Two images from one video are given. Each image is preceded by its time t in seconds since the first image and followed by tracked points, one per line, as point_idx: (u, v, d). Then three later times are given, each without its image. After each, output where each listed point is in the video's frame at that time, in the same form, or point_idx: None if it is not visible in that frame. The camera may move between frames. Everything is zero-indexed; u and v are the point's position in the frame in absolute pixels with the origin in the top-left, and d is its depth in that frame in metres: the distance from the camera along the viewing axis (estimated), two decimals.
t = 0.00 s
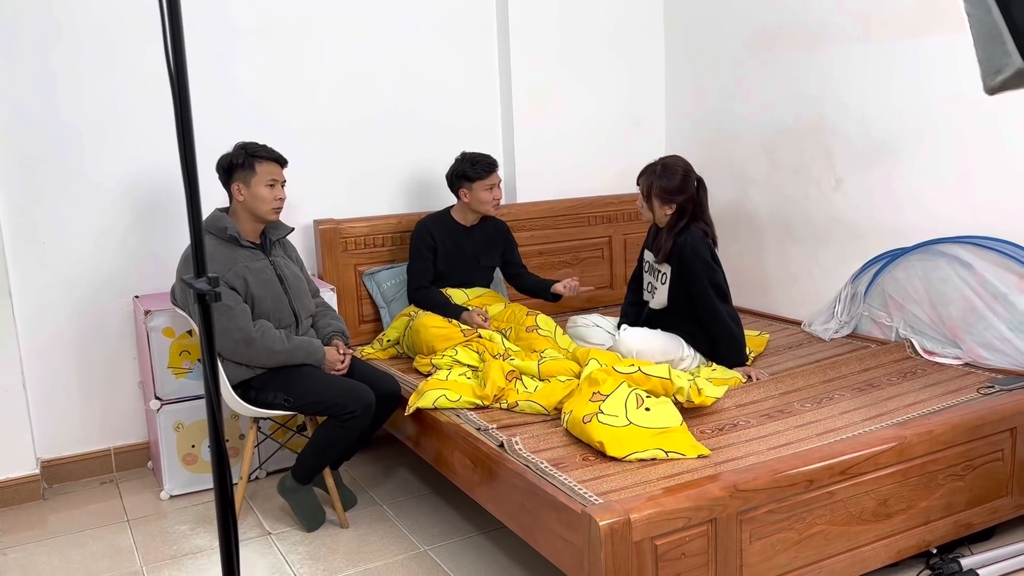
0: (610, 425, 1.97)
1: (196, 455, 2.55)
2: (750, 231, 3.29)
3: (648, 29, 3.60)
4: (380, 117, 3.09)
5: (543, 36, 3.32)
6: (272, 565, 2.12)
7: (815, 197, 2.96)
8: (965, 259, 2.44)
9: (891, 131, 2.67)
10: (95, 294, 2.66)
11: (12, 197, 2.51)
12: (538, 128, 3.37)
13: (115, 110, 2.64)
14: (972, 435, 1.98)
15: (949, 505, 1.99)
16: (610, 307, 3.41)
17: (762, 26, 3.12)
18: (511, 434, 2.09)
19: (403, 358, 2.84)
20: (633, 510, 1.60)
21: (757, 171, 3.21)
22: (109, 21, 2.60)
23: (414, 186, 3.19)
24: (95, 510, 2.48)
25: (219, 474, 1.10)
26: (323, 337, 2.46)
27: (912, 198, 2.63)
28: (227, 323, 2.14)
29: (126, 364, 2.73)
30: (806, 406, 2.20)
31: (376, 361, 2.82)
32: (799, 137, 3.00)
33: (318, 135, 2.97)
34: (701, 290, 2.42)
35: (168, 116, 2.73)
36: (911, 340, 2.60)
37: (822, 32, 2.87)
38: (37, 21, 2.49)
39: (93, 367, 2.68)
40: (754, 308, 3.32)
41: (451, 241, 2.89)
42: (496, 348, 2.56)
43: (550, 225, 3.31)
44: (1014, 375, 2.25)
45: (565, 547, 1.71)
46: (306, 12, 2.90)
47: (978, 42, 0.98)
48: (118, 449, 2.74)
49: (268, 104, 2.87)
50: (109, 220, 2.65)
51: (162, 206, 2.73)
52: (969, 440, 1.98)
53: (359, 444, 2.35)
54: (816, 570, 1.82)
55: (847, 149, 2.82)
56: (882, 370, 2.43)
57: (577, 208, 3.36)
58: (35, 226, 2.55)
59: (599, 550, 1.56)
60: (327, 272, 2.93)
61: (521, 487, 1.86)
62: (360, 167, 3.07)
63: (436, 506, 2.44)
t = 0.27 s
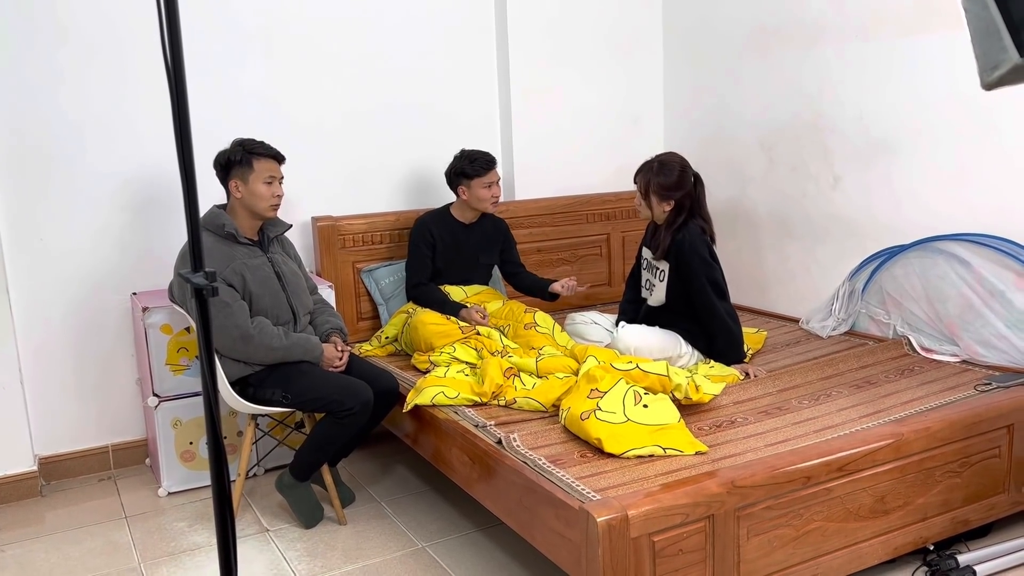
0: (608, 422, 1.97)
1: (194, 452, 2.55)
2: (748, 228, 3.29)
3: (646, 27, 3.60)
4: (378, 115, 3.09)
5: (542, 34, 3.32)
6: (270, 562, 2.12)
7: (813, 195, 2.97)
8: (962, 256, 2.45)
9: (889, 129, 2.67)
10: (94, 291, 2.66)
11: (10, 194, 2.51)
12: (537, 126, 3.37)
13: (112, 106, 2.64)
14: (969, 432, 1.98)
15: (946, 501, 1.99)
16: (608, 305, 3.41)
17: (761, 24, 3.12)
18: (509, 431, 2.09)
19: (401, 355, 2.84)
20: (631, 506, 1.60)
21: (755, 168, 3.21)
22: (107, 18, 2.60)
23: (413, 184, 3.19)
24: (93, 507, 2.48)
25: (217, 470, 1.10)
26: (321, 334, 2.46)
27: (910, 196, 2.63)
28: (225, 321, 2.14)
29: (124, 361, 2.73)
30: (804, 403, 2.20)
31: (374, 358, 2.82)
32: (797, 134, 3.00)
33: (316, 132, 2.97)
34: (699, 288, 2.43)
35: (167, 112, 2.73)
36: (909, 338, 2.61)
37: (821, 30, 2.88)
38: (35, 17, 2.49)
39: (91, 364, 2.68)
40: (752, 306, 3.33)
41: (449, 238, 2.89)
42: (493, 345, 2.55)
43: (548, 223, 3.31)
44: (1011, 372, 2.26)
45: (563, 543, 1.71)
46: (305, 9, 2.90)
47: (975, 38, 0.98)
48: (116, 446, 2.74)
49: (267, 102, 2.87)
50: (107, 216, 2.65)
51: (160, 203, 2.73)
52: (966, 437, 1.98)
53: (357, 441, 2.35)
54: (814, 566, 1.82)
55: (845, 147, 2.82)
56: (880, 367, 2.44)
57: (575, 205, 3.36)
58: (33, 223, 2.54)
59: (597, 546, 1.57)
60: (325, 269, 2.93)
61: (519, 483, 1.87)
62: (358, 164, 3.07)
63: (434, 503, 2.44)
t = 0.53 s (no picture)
0: (606, 420, 1.97)
1: (193, 450, 2.55)
2: (747, 227, 3.29)
3: (645, 26, 3.60)
4: (377, 113, 3.08)
5: (541, 33, 3.32)
6: (269, 560, 2.12)
7: (811, 194, 2.97)
8: (960, 255, 2.45)
9: (887, 128, 2.68)
10: (92, 289, 2.65)
11: (8, 192, 2.50)
12: (536, 124, 3.37)
13: (111, 104, 2.63)
14: (967, 431, 1.99)
15: (944, 500, 2.00)
16: (607, 304, 3.42)
17: (760, 23, 3.12)
18: (508, 429, 2.10)
19: (400, 353, 2.85)
20: (629, 504, 1.60)
21: (754, 168, 3.21)
22: (105, 16, 2.59)
23: (412, 182, 3.19)
24: (91, 505, 2.48)
25: (218, 469, 1.09)
26: (320, 332, 2.46)
27: (908, 195, 2.64)
28: (224, 319, 2.15)
29: (123, 359, 2.73)
30: (802, 401, 2.21)
31: (373, 356, 2.82)
32: (796, 133, 3.00)
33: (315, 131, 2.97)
34: (699, 285, 2.43)
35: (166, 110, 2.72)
36: (907, 336, 2.61)
37: (820, 29, 2.88)
38: (33, 14, 2.48)
39: (90, 362, 2.68)
40: (751, 305, 3.33)
41: (446, 236, 2.89)
42: (492, 344, 2.56)
43: (547, 221, 3.31)
44: (1009, 371, 2.26)
45: (561, 542, 1.71)
46: (304, 8, 2.90)
47: (974, 38, 0.99)
48: (115, 444, 2.74)
49: (266, 100, 2.87)
50: (105, 214, 2.65)
51: (158, 200, 2.72)
52: (964, 436, 1.99)
53: (355, 439, 2.35)
54: (812, 565, 1.82)
55: (844, 146, 2.82)
56: (878, 366, 2.44)
57: (574, 204, 3.36)
58: (31, 221, 2.54)
59: (596, 545, 1.57)
60: (324, 267, 2.93)
61: (518, 482, 1.87)
62: (358, 162, 3.07)
63: (433, 501, 2.45)
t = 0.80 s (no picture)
0: (606, 419, 1.97)
1: (192, 448, 2.55)
2: (746, 227, 3.29)
3: (646, 25, 3.60)
4: (377, 112, 3.08)
5: (541, 32, 3.32)
6: (268, 558, 2.12)
7: (811, 193, 2.97)
8: (960, 255, 2.45)
9: (887, 128, 2.68)
10: (91, 286, 2.65)
11: (7, 189, 2.50)
12: (536, 123, 3.37)
13: (111, 102, 2.63)
14: (966, 430, 1.99)
15: (943, 499, 2.00)
16: (606, 303, 3.42)
17: (760, 22, 3.12)
18: (508, 428, 2.10)
19: (400, 352, 2.84)
20: (629, 503, 1.60)
21: (753, 167, 3.21)
22: (106, 13, 2.59)
23: (412, 181, 3.19)
24: (90, 503, 2.48)
25: (219, 466, 1.09)
26: (320, 330, 2.45)
27: (908, 195, 2.64)
28: (224, 317, 2.14)
29: (122, 357, 2.73)
30: (802, 400, 2.21)
31: (373, 355, 2.82)
32: (795, 133, 3.01)
33: (315, 129, 2.97)
34: (702, 282, 2.43)
35: (166, 108, 2.72)
36: (907, 336, 2.61)
37: (820, 29, 2.88)
38: (33, 11, 2.48)
39: (89, 359, 2.68)
40: (750, 304, 3.33)
41: (443, 235, 2.89)
42: (492, 342, 2.56)
43: (547, 220, 3.31)
44: (1009, 371, 2.27)
45: (561, 540, 1.71)
46: (304, 6, 2.90)
47: (976, 37, 0.99)
48: (114, 442, 2.74)
49: (265, 98, 2.87)
50: (105, 212, 2.65)
51: (158, 198, 2.72)
52: (963, 435, 1.99)
53: (355, 437, 2.35)
54: (811, 563, 1.83)
55: (844, 146, 2.82)
56: (878, 365, 2.44)
57: (573, 203, 3.36)
58: (31, 218, 2.54)
59: (596, 543, 1.57)
60: (324, 265, 2.93)
61: (517, 480, 1.87)
62: (358, 160, 3.07)
63: (432, 499, 2.45)
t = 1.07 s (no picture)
0: (606, 418, 1.97)
1: (191, 447, 2.55)
2: (746, 226, 3.29)
3: (646, 25, 3.60)
4: (378, 111, 3.08)
5: (541, 31, 3.32)
6: (267, 557, 2.12)
7: (811, 193, 2.97)
8: (959, 255, 2.45)
9: (887, 128, 2.68)
10: (91, 284, 2.65)
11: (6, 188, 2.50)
12: (536, 122, 3.37)
13: (110, 100, 2.63)
14: (965, 430, 1.99)
15: (942, 499, 2.00)
16: (606, 302, 3.42)
17: (760, 23, 3.12)
18: (507, 427, 2.10)
19: (399, 351, 2.84)
20: (628, 502, 1.60)
21: (753, 167, 3.22)
22: (106, 11, 2.59)
23: (412, 180, 3.19)
24: (90, 501, 2.48)
25: (219, 464, 1.08)
26: (319, 329, 2.46)
27: (908, 196, 2.64)
28: (224, 316, 2.14)
29: (122, 355, 2.73)
30: (801, 400, 2.21)
31: (372, 354, 2.82)
32: (795, 133, 3.01)
33: (315, 128, 2.97)
34: (705, 280, 2.43)
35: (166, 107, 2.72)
36: (906, 336, 2.61)
37: (820, 29, 2.88)
38: (33, 9, 2.48)
39: (89, 358, 2.68)
40: (750, 303, 3.33)
41: (442, 234, 2.89)
42: (491, 341, 2.56)
43: (546, 220, 3.31)
44: (1008, 371, 2.27)
45: (560, 539, 1.71)
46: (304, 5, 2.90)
47: (976, 38, 0.99)
48: (113, 440, 2.74)
49: (266, 97, 2.87)
50: (105, 210, 2.64)
51: (158, 196, 2.72)
52: (962, 435, 1.99)
53: (354, 436, 2.35)
54: (810, 563, 1.83)
55: (844, 146, 2.83)
56: (877, 365, 2.44)
57: (573, 202, 3.36)
58: (30, 216, 2.54)
59: (595, 543, 1.57)
60: (323, 264, 2.93)
61: (517, 479, 1.87)
62: (358, 160, 3.07)
63: (432, 498, 2.45)
